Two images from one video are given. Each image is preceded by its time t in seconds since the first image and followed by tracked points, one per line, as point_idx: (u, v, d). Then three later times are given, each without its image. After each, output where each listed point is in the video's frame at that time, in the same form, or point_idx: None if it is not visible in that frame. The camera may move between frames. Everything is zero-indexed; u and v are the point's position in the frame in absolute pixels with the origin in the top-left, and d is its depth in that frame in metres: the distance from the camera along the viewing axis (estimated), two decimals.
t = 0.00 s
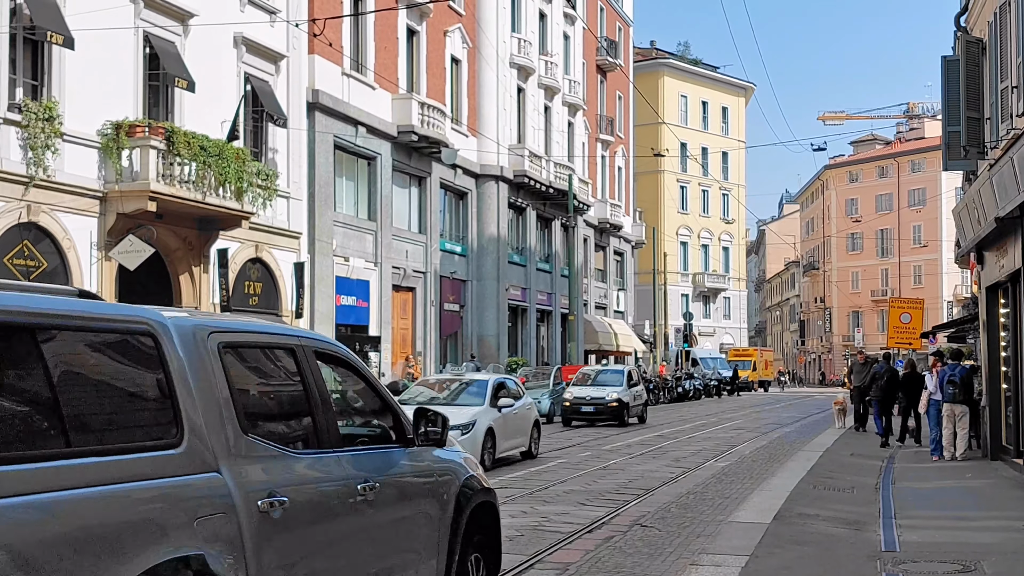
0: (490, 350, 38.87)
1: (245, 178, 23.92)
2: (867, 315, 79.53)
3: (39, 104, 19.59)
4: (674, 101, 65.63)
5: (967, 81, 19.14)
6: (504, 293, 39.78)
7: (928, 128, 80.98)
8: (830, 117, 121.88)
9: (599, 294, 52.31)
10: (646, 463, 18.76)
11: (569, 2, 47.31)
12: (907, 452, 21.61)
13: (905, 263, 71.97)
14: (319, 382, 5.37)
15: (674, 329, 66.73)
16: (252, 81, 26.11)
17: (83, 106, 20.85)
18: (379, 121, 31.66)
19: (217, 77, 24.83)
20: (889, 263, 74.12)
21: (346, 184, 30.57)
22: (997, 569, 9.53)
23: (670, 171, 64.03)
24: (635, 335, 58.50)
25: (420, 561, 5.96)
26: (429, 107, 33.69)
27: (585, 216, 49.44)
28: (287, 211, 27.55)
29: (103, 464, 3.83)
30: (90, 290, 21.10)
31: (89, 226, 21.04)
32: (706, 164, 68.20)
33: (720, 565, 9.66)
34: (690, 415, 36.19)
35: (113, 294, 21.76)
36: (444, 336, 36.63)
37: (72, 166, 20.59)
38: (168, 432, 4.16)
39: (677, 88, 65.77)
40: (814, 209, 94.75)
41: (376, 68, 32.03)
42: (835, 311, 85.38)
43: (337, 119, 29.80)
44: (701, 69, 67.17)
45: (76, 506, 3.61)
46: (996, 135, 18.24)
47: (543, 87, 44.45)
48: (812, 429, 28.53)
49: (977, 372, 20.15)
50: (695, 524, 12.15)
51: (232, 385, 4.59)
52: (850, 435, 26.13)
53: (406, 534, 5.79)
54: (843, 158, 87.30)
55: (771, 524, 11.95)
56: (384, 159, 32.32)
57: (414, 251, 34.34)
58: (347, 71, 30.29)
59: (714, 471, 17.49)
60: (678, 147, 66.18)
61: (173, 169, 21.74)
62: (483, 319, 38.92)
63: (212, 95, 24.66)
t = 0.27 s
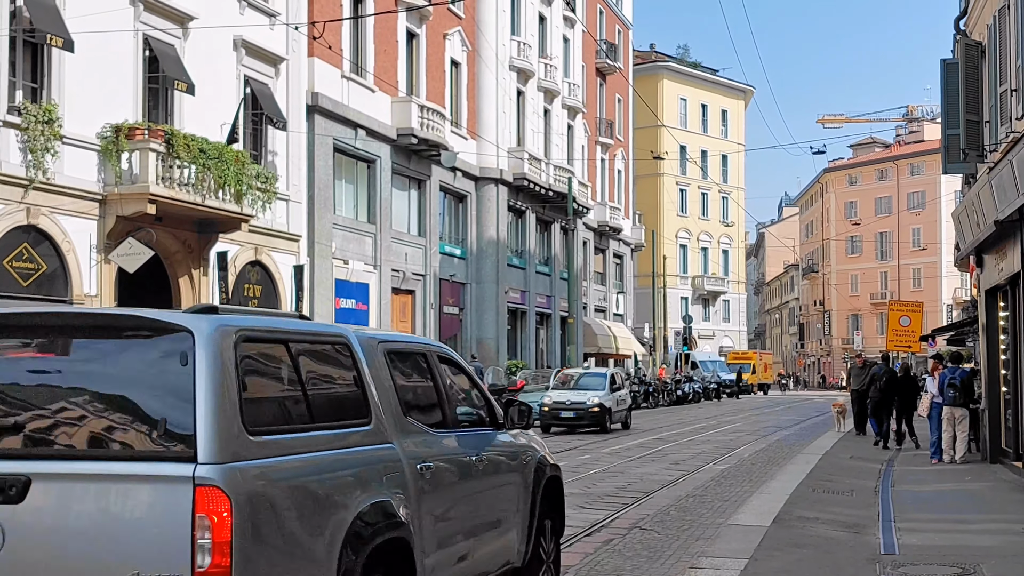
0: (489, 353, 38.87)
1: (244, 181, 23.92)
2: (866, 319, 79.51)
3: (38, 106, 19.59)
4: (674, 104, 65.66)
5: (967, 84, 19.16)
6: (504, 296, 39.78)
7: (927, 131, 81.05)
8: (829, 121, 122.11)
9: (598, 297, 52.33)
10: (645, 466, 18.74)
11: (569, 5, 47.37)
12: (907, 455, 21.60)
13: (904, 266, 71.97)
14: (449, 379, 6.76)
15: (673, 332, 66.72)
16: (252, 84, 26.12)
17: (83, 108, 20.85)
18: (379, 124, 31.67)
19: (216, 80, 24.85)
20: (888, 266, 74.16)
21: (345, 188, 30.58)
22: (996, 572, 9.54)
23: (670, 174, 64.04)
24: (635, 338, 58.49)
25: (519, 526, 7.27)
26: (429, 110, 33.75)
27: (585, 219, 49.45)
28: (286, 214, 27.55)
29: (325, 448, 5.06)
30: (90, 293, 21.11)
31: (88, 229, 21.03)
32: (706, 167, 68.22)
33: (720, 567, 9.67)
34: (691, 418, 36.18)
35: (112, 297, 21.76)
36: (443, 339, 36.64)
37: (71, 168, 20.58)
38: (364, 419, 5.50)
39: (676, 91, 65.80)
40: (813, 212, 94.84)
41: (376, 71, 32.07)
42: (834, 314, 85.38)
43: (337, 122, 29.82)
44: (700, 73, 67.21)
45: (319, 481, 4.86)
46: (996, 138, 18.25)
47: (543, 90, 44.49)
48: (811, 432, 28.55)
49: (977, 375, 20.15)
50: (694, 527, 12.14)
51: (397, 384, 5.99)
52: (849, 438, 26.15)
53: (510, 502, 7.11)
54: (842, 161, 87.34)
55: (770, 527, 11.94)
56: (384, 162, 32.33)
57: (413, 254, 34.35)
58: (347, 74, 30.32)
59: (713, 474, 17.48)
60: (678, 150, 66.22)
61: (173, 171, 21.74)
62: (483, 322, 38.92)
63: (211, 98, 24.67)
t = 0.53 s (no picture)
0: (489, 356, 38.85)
1: (244, 184, 23.93)
2: (866, 322, 79.54)
3: (37, 109, 19.58)
4: (673, 107, 65.69)
5: (966, 87, 19.17)
6: (503, 299, 39.77)
7: (927, 135, 81.09)
8: (828, 124, 122.25)
9: (598, 300, 52.36)
10: (644, 469, 18.76)
11: (569, 8, 47.43)
12: (905, 459, 21.62)
13: (903, 269, 72.02)
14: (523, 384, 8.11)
15: (672, 335, 66.75)
16: (251, 86, 26.13)
17: (82, 111, 20.86)
18: (378, 127, 31.68)
19: (216, 82, 24.87)
20: (887, 269, 74.20)
21: (345, 190, 30.59)
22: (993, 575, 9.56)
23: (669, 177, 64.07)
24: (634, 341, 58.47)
25: (575, 509, 8.51)
26: (429, 113, 33.79)
27: (584, 222, 49.46)
28: (285, 216, 27.57)
29: (448, 431, 6.35)
30: (89, 296, 21.11)
31: (88, 232, 21.02)
32: (705, 170, 68.26)
33: (719, 570, 9.70)
34: (691, 421, 36.16)
35: (112, 300, 21.75)
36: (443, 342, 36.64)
37: (70, 171, 20.58)
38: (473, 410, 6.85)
39: (676, 95, 65.82)
40: (813, 215, 94.91)
41: (376, 74, 32.09)
42: (833, 318, 85.47)
43: (337, 125, 29.82)
44: (700, 76, 67.27)
45: (442, 460, 6.04)
46: (995, 141, 18.25)
47: (542, 93, 44.50)
48: (811, 436, 28.59)
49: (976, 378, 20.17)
50: (694, 530, 12.14)
51: (490, 382, 7.37)
52: (848, 441, 26.18)
53: (568, 489, 8.36)
54: (841, 164, 87.40)
55: (770, 531, 11.94)
56: (383, 164, 32.34)
57: (413, 257, 34.36)
58: (346, 77, 30.33)
59: (713, 478, 17.48)
60: (677, 153, 66.27)
61: (172, 174, 21.75)
62: (482, 326, 38.90)
63: (211, 100, 24.69)
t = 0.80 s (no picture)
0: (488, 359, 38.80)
1: (243, 186, 23.94)
2: (865, 324, 79.52)
3: (37, 111, 19.59)
4: (673, 109, 65.72)
5: (965, 90, 19.16)
6: (502, 301, 39.75)
7: (927, 137, 81.07)
8: (828, 126, 122.33)
9: (598, 302, 52.35)
10: (644, 471, 18.78)
11: (569, 11, 47.47)
12: (905, 461, 21.60)
13: (903, 271, 72.01)
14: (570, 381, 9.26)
15: (672, 337, 66.74)
16: (251, 88, 26.13)
17: (82, 112, 20.87)
18: (378, 129, 31.68)
19: (216, 84, 24.89)
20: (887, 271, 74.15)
21: (344, 193, 30.58)
22: None
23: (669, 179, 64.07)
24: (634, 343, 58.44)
25: (612, 493, 9.71)
26: (429, 115, 33.81)
27: (584, 224, 49.45)
28: (285, 219, 27.57)
29: (520, 422, 7.49)
30: (89, 298, 21.12)
31: (88, 234, 21.02)
32: (705, 173, 68.31)
33: (718, 572, 9.70)
34: (691, 423, 36.11)
35: (111, 301, 21.75)
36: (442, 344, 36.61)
37: (70, 173, 20.59)
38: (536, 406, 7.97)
39: (676, 97, 65.83)
40: (813, 218, 94.92)
41: (375, 76, 32.10)
42: (832, 320, 85.47)
43: (336, 126, 29.81)
44: (699, 78, 67.27)
45: (516, 446, 7.17)
46: (994, 143, 18.24)
47: (542, 95, 44.52)
48: (811, 438, 28.59)
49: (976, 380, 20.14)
50: (692, 532, 12.13)
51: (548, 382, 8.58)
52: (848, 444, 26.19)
53: (608, 473, 9.55)
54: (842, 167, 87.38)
55: (770, 533, 11.94)
56: (383, 166, 32.33)
57: (413, 259, 34.35)
58: (346, 79, 30.34)
59: (713, 480, 17.46)
60: (676, 156, 66.28)
61: (172, 176, 21.76)
62: (482, 329, 38.87)
63: (210, 103, 24.69)
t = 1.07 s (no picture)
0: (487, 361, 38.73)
1: (243, 188, 23.95)
2: (864, 326, 79.50)
3: (37, 114, 19.57)
4: (672, 112, 65.77)
5: (964, 92, 19.18)
6: (502, 304, 39.74)
7: (925, 139, 81.10)
8: (826, 128, 122.43)
9: (596, 305, 52.33)
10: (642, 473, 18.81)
11: (568, 13, 47.50)
12: (904, 464, 21.60)
13: (902, 274, 72.02)
14: (601, 384, 10.69)
15: (671, 340, 66.72)
16: (250, 91, 26.12)
17: (81, 115, 20.87)
18: (377, 131, 31.65)
19: (215, 87, 24.90)
20: (886, 274, 74.18)
21: (343, 195, 30.57)
22: None
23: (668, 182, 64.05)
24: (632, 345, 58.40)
25: (638, 481, 11.09)
26: (428, 117, 33.81)
27: (582, 227, 49.47)
28: (284, 221, 27.57)
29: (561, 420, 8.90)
30: (88, 300, 21.11)
31: (86, 236, 21.01)
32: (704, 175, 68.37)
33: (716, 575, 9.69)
34: (690, 426, 36.05)
35: (110, 304, 21.75)
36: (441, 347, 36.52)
37: (69, 175, 20.58)
38: (577, 407, 9.46)
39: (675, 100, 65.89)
40: (812, 221, 94.93)
41: (374, 79, 32.12)
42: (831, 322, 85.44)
43: (335, 129, 29.80)
44: (698, 81, 67.31)
45: (561, 439, 8.62)
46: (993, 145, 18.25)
47: (541, 98, 44.55)
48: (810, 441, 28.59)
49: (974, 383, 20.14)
50: (691, 535, 12.16)
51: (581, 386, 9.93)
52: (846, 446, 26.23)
53: (634, 464, 10.94)
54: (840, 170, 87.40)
55: (768, 535, 11.97)
56: (382, 169, 32.32)
57: (412, 261, 34.34)
58: (345, 81, 30.34)
59: (711, 482, 17.48)
60: (675, 158, 66.30)
61: (171, 179, 21.77)
62: (481, 332, 38.84)
63: (209, 105, 24.69)
